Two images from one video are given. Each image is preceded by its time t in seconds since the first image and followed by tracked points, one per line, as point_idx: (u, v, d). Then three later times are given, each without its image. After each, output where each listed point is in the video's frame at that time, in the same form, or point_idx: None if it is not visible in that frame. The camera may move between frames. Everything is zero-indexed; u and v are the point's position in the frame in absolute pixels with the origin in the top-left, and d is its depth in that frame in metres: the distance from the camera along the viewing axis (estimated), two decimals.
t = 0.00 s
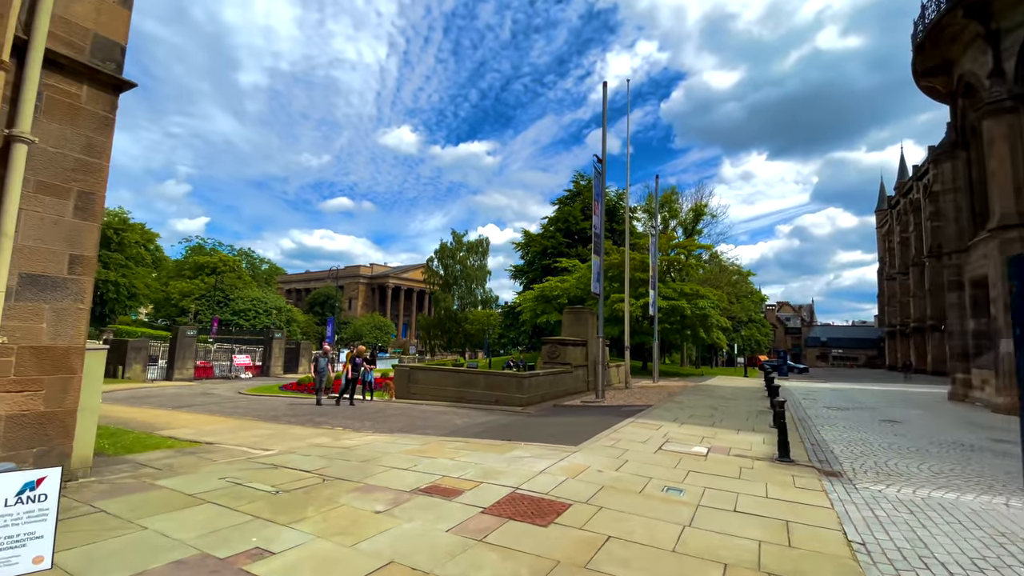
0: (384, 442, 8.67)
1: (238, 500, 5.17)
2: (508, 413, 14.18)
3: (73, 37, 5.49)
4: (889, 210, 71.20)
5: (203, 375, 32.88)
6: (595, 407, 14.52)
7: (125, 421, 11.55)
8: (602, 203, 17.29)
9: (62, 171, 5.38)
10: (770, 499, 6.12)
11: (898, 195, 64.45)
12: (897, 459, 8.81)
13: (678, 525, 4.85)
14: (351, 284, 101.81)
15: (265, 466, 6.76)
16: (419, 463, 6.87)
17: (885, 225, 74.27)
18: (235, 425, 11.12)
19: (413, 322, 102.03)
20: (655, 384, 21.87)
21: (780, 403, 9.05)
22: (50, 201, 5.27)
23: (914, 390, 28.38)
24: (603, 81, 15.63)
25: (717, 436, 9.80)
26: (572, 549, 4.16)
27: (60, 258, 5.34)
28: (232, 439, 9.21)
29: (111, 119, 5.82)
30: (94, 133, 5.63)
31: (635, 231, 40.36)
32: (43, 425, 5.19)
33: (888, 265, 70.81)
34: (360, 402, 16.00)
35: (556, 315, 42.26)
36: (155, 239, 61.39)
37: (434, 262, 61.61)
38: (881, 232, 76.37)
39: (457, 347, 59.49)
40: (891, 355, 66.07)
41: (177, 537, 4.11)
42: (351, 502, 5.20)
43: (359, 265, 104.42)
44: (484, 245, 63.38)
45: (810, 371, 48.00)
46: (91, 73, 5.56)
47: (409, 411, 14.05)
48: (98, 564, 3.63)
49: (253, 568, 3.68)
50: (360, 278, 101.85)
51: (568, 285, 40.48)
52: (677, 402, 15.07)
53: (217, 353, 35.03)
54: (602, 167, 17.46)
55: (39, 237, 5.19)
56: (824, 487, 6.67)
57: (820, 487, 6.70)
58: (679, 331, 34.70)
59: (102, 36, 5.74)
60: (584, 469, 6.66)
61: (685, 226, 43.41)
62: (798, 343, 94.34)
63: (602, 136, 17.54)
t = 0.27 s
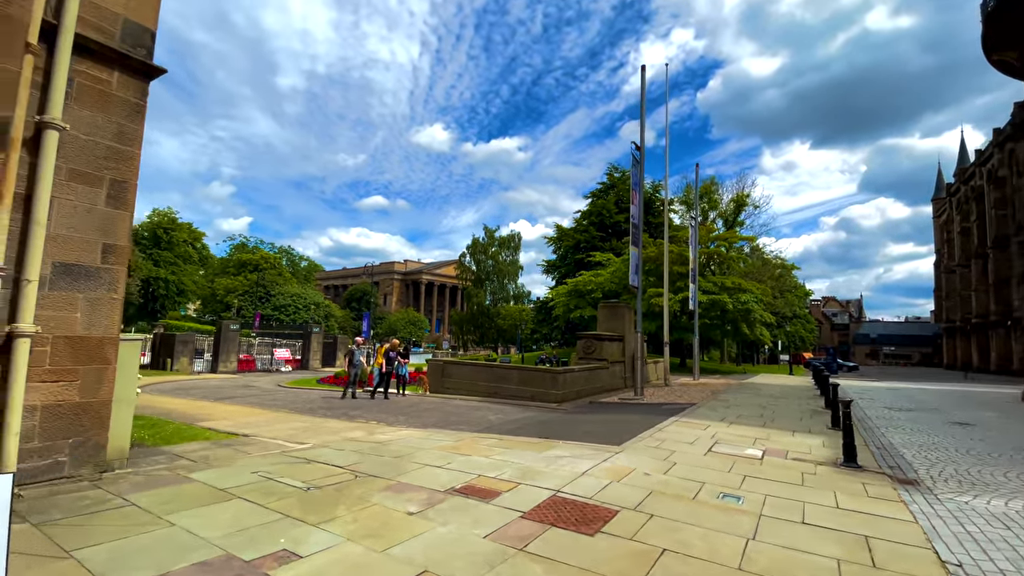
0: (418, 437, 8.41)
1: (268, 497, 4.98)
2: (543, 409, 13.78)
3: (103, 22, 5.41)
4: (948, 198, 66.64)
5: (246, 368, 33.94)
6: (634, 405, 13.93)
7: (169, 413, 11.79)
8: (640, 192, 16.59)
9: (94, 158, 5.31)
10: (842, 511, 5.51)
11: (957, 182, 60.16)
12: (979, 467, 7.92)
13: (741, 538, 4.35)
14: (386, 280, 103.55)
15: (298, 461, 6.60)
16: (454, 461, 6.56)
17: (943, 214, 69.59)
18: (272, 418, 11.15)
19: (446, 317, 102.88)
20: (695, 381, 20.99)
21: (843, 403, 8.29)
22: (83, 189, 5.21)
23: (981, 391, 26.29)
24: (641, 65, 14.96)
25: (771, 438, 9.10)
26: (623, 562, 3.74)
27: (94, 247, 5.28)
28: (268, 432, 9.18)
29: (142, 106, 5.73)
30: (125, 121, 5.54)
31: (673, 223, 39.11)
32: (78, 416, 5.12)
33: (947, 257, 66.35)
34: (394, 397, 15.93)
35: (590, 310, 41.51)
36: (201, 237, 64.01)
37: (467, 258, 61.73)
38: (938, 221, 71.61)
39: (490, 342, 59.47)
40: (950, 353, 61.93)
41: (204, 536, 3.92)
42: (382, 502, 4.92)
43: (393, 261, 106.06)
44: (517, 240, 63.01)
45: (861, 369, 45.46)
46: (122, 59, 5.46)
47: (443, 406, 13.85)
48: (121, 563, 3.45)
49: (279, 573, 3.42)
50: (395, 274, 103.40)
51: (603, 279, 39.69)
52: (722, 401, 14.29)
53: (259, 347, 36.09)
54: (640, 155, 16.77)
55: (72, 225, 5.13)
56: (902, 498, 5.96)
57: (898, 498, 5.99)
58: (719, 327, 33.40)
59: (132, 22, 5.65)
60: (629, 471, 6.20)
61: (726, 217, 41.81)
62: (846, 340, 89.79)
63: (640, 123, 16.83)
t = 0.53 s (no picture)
0: (447, 440, 8.08)
1: (291, 506, 4.72)
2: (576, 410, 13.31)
3: (123, 13, 5.25)
4: (1008, 187, 62.38)
5: (281, 364, 34.67)
6: (672, 407, 13.29)
7: (204, 410, 11.88)
8: (677, 184, 15.85)
9: (115, 153, 5.16)
10: (923, 535, 4.87)
11: (1017, 169, 56.11)
12: None
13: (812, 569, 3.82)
14: (416, 277, 104.63)
15: (324, 464, 6.36)
16: (485, 468, 6.19)
17: (1000, 204, 65.25)
18: (302, 416, 11.06)
19: (475, 314, 103.25)
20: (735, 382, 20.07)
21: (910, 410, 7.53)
22: (105, 185, 5.07)
23: None
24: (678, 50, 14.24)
25: (826, 448, 8.38)
26: None
27: (117, 244, 5.13)
28: (297, 431, 9.05)
29: (164, 99, 5.56)
30: (147, 114, 5.38)
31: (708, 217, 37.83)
32: (101, 418, 5.01)
33: (1006, 250, 62.15)
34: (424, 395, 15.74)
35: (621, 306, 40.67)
36: (240, 237, 66.08)
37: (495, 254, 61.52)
38: (995, 211, 67.12)
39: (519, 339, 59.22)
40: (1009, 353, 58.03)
41: (220, 551, 3.67)
42: (409, 514, 4.59)
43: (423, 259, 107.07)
44: (546, 237, 62.41)
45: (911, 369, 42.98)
46: (142, 50, 5.30)
47: (473, 405, 13.55)
48: None
49: None
50: (425, 271, 104.40)
51: (635, 276, 38.79)
52: (767, 403, 13.49)
53: (293, 343, 36.81)
54: (677, 145, 16.04)
55: (94, 222, 4.99)
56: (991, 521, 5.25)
57: (987, 521, 5.28)
58: (757, 324, 32.07)
59: (153, 12, 5.48)
60: (675, 483, 5.73)
61: (765, 210, 40.15)
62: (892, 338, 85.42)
63: (677, 111, 16.08)
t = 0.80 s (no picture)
0: (471, 441, 7.71)
1: (304, 513, 4.41)
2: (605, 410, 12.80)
3: None
4: None
5: (309, 360, 35.10)
6: (706, 408, 12.65)
7: (229, 407, 11.85)
8: (710, 173, 15.11)
9: (123, 141, 4.96)
10: (1013, 559, 4.24)
11: None
12: None
13: None
14: (440, 275, 105.17)
15: (342, 466, 6.07)
16: (512, 472, 5.78)
17: None
18: (325, 414, 10.88)
19: (499, 311, 103.12)
20: (772, 382, 19.14)
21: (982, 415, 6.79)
22: (113, 174, 4.87)
23: None
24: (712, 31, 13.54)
25: (882, 455, 7.68)
26: None
27: (125, 236, 4.93)
28: (318, 430, 8.83)
29: (174, 85, 5.34)
30: (156, 100, 5.16)
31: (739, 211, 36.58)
32: (112, 417, 4.85)
33: None
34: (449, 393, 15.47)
35: (648, 303, 39.77)
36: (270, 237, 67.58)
37: (519, 251, 61.12)
38: None
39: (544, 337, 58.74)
40: None
41: (223, 565, 3.38)
42: (429, 525, 4.21)
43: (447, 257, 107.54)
44: (570, 233, 61.65)
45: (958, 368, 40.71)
46: (151, 34, 5.10)
47: (497, 404, 13.17)
48: None
49: None
50: (449, 269, 104.86)
51: (663, 271, 37.89)
52: (809, 405, 12.69)
53: (320, 340, 37.22)
54: (710, 132, 15.31)
55: (102, 214, 4.80)
56: None
57: None
58: (793, 321, 30.77)
59: None
60: (719, 494, 5.22)
61: (800, 202, 38.56)
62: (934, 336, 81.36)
63: (710, 97, 15.34)
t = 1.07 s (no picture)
0: (492, 450, 7.28)
1: (312, 536, 4.04)
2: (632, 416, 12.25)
3: None
4: None
5: (330, 361, 35.25)
6: (740, 414, 11.99)
7: (247, 411, 11.69)
8: (742, 166, 14.42)
9: (124, 135, 4.67)
10: None
11: None
12: None
13: None
14: (459, 275, 105.30)
15: (356, 479, 5.70)
16: (537, 489, 5.33)
17: None
18: (343, 418, 10.59)
19: (518, 312, 102.72)
20: (806, 385, 18.28)
21: None
22: (113, 170, 4.58)
23: None
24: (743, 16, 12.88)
25: (943, 471, 7.01)
26: None
27: (126, 236, 4.64)
28: (334, 436, 8.53)
29: (179, 76, 5.04)
30: (159, 92, 4.86)
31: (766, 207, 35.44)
32: (112, 429, 4.60)
33: None
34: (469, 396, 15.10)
35: (672, 303, 38.89)
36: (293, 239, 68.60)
37: (539, 251, 60.59)
38: None
39: (564, 338, 58.14)
40: None
41: None
42: (448, 553, 3.80)
43: (467, 257, 107.67)
44: (590, 232, 60.85)
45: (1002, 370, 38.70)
46: (153, 22, 4.80)
47: (519, 408, 12.74)
48: None
49: None
50: (468, 269, 104.95)
51: (688, 270, 37.06)
52: (851, 411, 11.93)
53: (342, 341, 37.34)
54: (740, 124, 14.62)
55: (101, 213, 4.51)
56: None
57: None
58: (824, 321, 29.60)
59: None
60: (769, 518, 4.69)
61: (831, 197, 37.20)
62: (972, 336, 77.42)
63: (740, 87, 14.66)
